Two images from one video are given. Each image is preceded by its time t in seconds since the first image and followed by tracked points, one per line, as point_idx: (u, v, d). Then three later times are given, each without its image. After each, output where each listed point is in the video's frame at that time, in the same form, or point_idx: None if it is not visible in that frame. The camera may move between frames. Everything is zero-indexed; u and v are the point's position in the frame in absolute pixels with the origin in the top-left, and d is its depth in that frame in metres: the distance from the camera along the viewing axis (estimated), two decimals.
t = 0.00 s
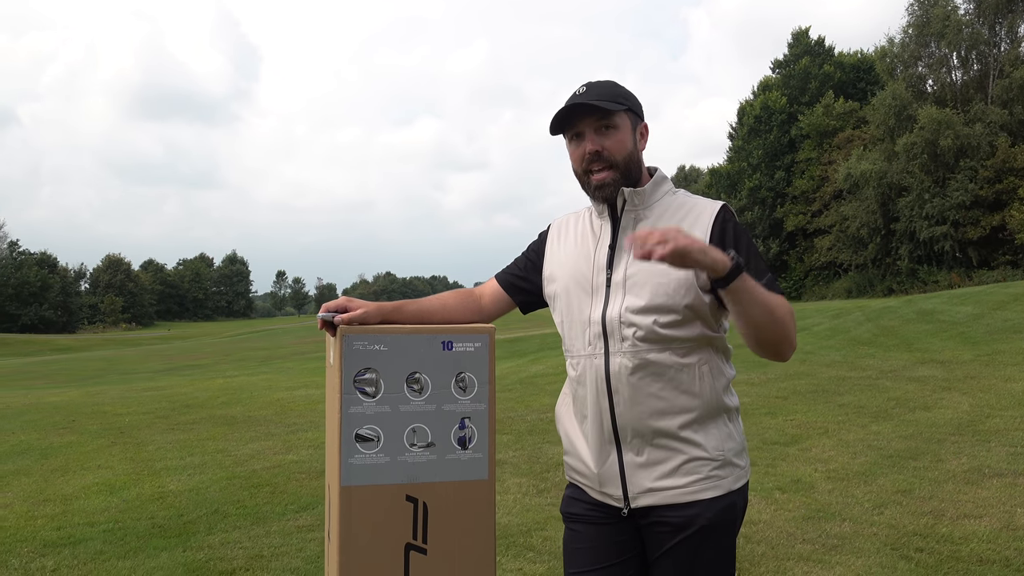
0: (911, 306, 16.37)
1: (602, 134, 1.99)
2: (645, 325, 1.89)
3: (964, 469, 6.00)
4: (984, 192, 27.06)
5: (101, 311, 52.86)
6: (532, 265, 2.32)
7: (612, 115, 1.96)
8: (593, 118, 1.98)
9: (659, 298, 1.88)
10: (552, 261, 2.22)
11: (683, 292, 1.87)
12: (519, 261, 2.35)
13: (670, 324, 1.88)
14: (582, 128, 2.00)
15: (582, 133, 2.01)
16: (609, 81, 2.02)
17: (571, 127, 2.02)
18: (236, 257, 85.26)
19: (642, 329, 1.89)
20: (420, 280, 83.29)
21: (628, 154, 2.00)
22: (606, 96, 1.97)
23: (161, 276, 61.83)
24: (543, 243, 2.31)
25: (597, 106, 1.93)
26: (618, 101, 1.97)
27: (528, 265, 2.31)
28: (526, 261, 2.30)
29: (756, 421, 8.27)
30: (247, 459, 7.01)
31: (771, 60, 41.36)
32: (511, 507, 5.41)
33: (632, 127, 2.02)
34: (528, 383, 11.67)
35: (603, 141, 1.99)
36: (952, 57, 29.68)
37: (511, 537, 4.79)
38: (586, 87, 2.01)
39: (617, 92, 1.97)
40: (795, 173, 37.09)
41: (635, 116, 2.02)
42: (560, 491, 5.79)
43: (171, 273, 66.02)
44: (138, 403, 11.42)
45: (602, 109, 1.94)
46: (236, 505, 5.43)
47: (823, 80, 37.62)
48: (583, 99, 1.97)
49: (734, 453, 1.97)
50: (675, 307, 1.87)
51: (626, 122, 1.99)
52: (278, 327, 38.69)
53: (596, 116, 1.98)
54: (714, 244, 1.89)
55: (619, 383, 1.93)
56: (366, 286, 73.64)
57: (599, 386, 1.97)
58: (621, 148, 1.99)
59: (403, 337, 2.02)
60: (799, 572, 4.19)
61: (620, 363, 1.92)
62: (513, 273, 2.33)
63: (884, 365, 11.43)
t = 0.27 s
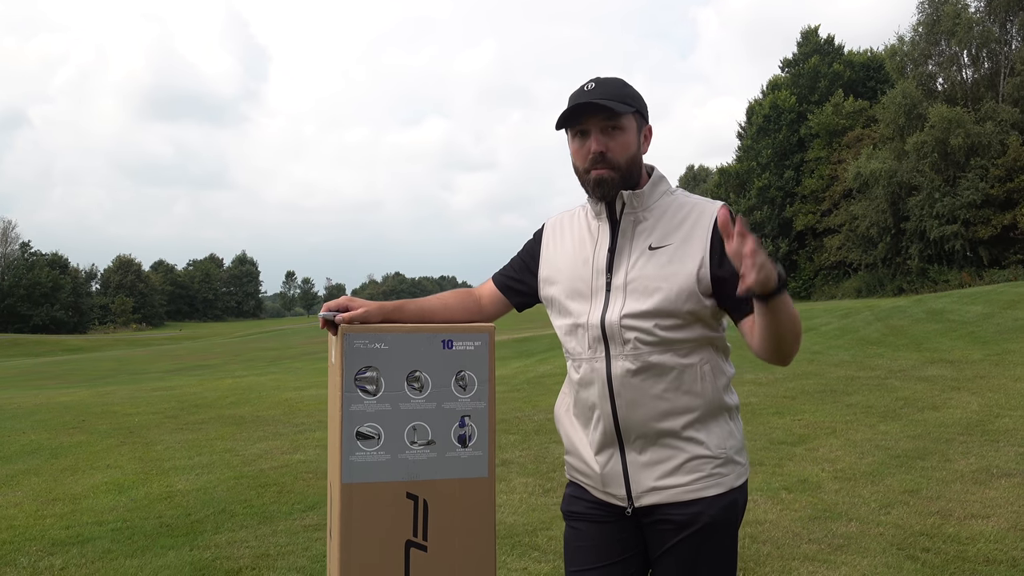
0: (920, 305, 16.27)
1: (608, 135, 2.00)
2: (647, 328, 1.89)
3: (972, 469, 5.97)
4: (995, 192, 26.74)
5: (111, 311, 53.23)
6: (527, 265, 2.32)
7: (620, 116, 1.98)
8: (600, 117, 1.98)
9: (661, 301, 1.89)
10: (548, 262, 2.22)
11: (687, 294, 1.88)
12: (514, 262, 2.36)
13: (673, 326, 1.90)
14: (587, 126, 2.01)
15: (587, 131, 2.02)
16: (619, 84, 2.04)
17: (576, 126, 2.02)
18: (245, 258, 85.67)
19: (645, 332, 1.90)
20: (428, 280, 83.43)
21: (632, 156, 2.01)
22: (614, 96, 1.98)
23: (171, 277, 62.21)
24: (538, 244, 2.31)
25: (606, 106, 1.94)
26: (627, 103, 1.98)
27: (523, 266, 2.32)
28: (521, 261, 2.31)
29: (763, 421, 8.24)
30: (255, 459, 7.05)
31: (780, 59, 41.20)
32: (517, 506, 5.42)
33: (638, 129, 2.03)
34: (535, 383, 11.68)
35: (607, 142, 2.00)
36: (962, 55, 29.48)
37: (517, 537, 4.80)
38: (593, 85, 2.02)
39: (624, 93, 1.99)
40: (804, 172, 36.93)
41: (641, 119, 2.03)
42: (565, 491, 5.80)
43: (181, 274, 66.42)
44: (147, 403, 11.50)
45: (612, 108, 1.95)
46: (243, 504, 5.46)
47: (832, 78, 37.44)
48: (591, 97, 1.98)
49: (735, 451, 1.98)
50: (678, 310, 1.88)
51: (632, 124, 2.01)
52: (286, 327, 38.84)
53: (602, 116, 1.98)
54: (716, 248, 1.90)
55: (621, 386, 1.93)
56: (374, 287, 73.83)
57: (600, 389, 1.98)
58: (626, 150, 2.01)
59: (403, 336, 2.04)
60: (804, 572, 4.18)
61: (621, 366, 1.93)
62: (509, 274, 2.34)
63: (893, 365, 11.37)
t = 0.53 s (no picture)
0: (925, 306, 16.21)
1: (605, 140, 1.99)
2: (646, 332, 1.90)
3: (975, 470, 5.95)
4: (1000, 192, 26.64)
5: (117, 312, 53.43)
6: (522, 268, 2.32)
7: (617, 121, 1.97)
8: (597, 121, 1.98)
9: (661, 306, 1.90)
10: (545, 266, 2.22)
11: (686, 299, 1.90)
12: (509, 262, 2.36)
13: (672, 331, 1.91)
14: (583, 134, 2.01)
15: (584, 136, 2.01)
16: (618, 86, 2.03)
17: (573, 130, 2.02)
18: (250, 258, 85.86)
19: (644, 336, 1.90)
20: (432, 281, 83.45)
21: (629, 161, 2.02)
22: (610, 100, 1.97)
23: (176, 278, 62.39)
24: (533, 244, 2.32)
25: (604, 110, 1.93)
26: (624, 106, 1.98)
27: (519, 267, 2.32)
28: (518, 264, 2.31)
29: (766, 422, 8.23)
30: (258, 459, 7.07)
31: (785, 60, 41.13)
32: (519, 506, 5.42)
33: (635, 133, 2.03)
34: (539, 383, 11.68)
35: (604, 147, 2.00)
36: (968, 54, 29.37)
37: (518, 537, 4.80)
38: (590, 88, 2.01)
39: (622, 97, 1.99)
40: (809, 172, 36.85)
41: (638, 122, 2.03)
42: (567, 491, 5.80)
43: (186, 275, 66.63)
44: (151, 403, 11.55)
45: (609, 113, 1.94)
46: (245, 504, 5.48)
47: (837, 78, 37.38)
48: (588, 101, 1.97)
49: (734, 451, 1.98)
50: (677, 314, 1.89)
51: (629, 128, 2.01)
52: (291, 328, 38.91)
53: (599, 121, 1.98)
54: (714, 252, 1.92)
55: (621, 391, 1.93)
56: (379, 287, 73.90)
57: (600, 392, 1.97)
58: (622, 156, 2.01)
59: (401, 336, 2.05)
60: (806, 572, 4.18)
61: (621, 370, 1.93)
62: (504, 275, 2.35)
63: (897, 365, 11.34)
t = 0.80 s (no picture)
0: (931, 307, 16.15)
1: (602, 138, 2.00)
2: (644, 333, 1.90)
3: (980, 471, 5.93)
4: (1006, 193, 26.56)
5: (122, 313, 53.65)
6: (523, 269, 2.33)
7: (614, 119, 1.98)
8: (595, 119, 1.98)
9: (661, 307, 1.90)
10: (545, 267, 2.23)
11: (686, 299, 1.90)
12: (510, 264, 2.37)
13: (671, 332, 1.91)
14: (581, 133, 2.02)
15: (582, 134, 2.02)
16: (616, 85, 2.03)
17: (571, 129, 2.02)
18: (255, 259, 86.11)
19: (643, 336, 1.90)
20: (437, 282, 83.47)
21: (627, 160, 2.02)
22: (609, 98, 1.98)
23: (182, 279, 62.61)
24: (533, 246, 2.33)
25: (602, 110, 1.94)
26: (621, 105, 1.98)
27: (519, 270, 2.33)
28: (518, 265, 2.32)
29: (770, 423, 8.21)
30: (261, 460, 7.09)
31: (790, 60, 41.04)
32: (521, 507, 5.42)
33: (633, 131, 2.04)
34: (542, 385, 11.68)
35: (602, 146, 2.00)
36: (973, 55, 29.26)
37: (521, 538, 4.80)
38: (588, 87, 2.02)
39: (620, 96, 1.99)
40: (814, 173, 36.77)
41: (637, 120, 2.04)
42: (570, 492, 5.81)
43: (191, 276, 66.90)
44: (156, 405, 11.59)
45: (607, 112, 1.95)
46: (248, 506, 5.49)
47: (842, 79, 37.28)
48: (587, 100, 1.98)
49: (733, 453, 1.98)
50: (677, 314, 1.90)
51: (627, 127, 2.01)
52: (295, 330, 39.01)
53: (597, 119, 1.98)
54: (713, 252, 1.92)
55: (620, 391, 1.93)
56: (384, 289, 74.01)
57: (599, 393, 1.97)
58: (620, 154, 2.01)
59: (400, 337, 2.06)
60: (808, 574, 4.17)
61: (621, 369, 1.93)
62: (505, 276, 2.35)
63: (902, 367, 11.30)
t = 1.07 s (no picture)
0: (934, 307, 16.11)
1: (594, 138, 2.00)
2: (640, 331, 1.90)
3: (984, 471, 5.91)
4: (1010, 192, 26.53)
5: (126, 316, 53.81)
6: (526, 271, 2.33)
7: (606, 119, 1.98)
8: (585, 121, 1.99)
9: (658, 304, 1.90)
10: (546, 268, 2.23)
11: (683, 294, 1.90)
12: (512, 266, 2.37)
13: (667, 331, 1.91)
14: (573, 133, 2.03)
15: (574, 136, 2.03)
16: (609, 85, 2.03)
17: (564, 129, 2.03)
18: (259, 262, 86.30)
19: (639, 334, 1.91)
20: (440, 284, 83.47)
21: (619, 159, 2.02)
22: (601, 99, 1.98)
23: (185, 282, 62.74)
24: (535, 249, 2.33)
25: (589, 110, 1.94)
26: (610, 105, 1.98)
27: (521, 271, 2.33)
28: (520, 267, 2.32)
29: (774, 424, 8.20)
30: (265, 463, 7.10)
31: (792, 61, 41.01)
32: (524, 509, 5.42)
33: (625, 132, 2.03)
34: (545, 387, 11.67)
35: (593, 145, 2.00)
36: (976, 54, 29.19)
37: (524, 540, 4.80)
38: (580, 89, 2.02)
39: (611, 96, 1.99)
40: (817, 173, 36.70)
41: (629, 120, 2.03)
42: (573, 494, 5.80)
43: (195, 279, 67.11)
44: (160, 408, 11.61)
45: (595, 112, 1.95)
46: (251, 509, 5.50)
47: (845, 79, 37.23)
48: (576, 101, 1.98)
49: (732, 456, 1.98)
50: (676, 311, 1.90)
51: (619, 127, 2.01)
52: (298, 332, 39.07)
53: (587, 119, 1.99)
54: (710, 248, 1.91)
55: (617, 390, 1.93)
56: (387, 291, 74.04)
57: (595, 392, 1.98)
58: (612, 152, 2.01)
59: (399, 340, 2.06)
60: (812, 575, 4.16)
61: (618, 368, 1.93)
62: (507, 278, 2.35)
63: (905, 367, 11.27)
